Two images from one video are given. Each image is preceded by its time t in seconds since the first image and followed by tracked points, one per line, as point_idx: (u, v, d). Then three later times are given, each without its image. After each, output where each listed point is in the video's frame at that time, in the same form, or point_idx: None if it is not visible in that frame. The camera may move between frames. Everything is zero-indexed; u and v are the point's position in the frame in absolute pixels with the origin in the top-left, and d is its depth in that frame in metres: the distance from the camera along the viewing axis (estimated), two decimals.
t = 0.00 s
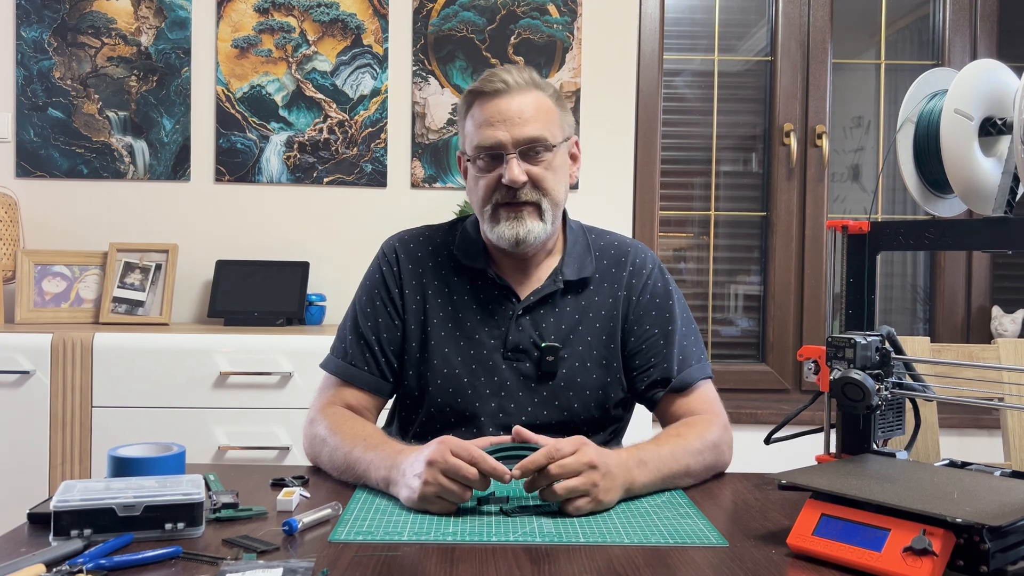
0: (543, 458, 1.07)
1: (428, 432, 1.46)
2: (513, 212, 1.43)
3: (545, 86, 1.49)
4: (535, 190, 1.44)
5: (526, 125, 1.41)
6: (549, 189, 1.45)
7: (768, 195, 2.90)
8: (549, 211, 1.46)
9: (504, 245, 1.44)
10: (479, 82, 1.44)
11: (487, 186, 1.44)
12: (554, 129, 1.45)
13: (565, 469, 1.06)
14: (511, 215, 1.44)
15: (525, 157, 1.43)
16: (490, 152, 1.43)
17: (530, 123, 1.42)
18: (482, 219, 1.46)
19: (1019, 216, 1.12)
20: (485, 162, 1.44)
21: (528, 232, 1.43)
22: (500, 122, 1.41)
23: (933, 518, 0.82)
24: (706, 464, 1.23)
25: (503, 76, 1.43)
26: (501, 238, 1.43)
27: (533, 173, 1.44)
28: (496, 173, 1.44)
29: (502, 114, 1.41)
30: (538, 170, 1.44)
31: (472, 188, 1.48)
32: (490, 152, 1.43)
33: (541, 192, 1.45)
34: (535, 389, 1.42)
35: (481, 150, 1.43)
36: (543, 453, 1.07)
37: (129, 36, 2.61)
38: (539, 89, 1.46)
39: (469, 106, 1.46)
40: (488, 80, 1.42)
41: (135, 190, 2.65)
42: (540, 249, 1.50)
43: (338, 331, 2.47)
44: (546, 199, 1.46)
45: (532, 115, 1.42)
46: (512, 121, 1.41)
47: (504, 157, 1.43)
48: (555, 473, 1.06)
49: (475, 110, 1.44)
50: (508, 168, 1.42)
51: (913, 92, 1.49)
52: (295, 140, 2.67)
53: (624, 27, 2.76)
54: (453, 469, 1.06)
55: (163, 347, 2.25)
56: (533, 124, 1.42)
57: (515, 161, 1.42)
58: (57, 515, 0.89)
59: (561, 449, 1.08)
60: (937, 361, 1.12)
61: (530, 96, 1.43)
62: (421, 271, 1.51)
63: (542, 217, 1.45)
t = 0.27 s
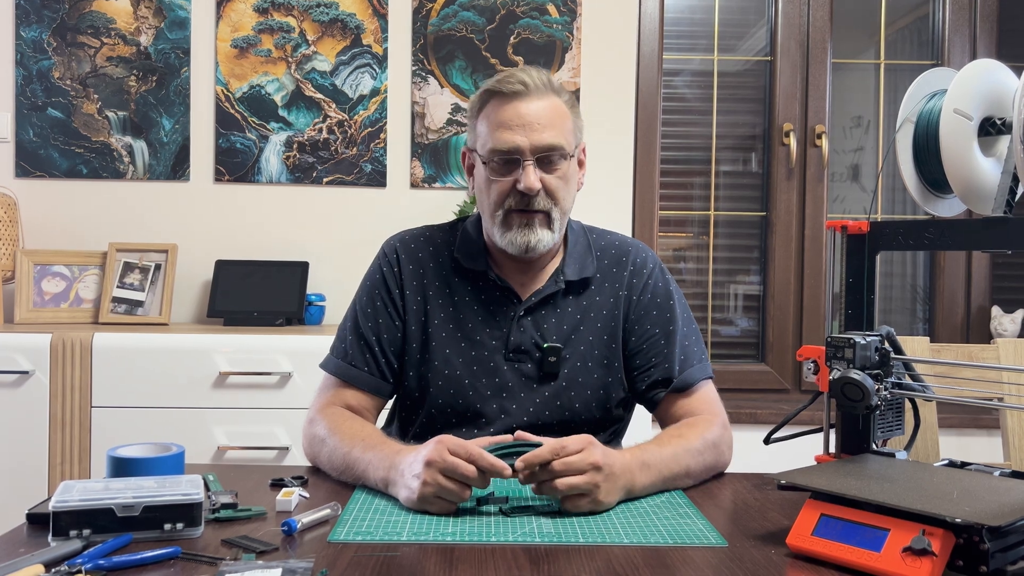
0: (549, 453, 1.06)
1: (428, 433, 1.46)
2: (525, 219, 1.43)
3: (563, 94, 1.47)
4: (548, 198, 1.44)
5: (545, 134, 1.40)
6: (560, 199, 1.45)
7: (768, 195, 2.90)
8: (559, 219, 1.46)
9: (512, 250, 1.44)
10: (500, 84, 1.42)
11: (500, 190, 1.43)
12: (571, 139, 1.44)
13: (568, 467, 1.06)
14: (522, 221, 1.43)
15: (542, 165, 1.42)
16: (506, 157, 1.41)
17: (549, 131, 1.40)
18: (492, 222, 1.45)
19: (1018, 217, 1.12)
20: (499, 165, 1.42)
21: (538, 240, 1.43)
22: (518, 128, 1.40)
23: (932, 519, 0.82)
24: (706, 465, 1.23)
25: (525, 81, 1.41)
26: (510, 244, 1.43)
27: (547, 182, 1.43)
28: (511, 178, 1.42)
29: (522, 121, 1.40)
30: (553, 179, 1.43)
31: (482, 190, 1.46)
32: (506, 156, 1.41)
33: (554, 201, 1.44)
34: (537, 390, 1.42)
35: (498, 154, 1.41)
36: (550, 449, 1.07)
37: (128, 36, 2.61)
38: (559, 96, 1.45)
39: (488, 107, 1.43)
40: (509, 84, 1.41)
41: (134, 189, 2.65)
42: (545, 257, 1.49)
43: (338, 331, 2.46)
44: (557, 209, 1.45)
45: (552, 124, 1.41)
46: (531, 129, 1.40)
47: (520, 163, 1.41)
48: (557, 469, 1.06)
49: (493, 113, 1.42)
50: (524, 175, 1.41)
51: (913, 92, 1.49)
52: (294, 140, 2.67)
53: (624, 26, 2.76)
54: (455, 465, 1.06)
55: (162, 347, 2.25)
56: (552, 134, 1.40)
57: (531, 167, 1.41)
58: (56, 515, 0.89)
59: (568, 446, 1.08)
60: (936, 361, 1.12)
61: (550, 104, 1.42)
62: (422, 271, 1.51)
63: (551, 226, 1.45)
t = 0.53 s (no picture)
0: (571, 461, 1.03)
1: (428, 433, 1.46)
2: (523, 238, 1.42)
3: (568, 107, 1.43)
4: (548, 218, 1.42)
5: (546, 156, 1.38)
6: (560, 218, 1.43)
7: (767, 195, 2.90)
8: (559, 235, 1.45)
9: (510, 264, 1.45)
10: (503, 100, 1.38)
11: (499, 207, 1.42)
12: (573, 157, 1.42)
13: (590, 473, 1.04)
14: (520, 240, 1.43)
15: (542, 186, 1.40)
16: (506, 177, 1.40)
17: (550, 153, 1.38)
18: (490, 236, 1.45)
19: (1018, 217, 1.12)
20: (500, 183, 1.40)
21: (535, 258, 1.43)
22: (520, 148, 1.37)
23: (931, 519, 0.82)
24: (707, 467, 1.23)
25: (528, 98, 1.37)
26: (508, 260, 1.44)
27: (547, 203, 1.41)
28: (511, 198, 1.41)
29: (523, 143, 1.37)
30: (554, 200, 1.41)
31: (482, 202, 1.45)
32: (506, 176, 1.39)
33: (554, 220, 1.43)
34: (538, 390, 1.43)
35: (498, 174, 1.39)
36: (571, 456, 1.04)
37: (128, 36, 2.61)
38: (563, 112, 1.41)
39: (490, 122, 1.40)
40: (512, 100, 1.37)
41: (134, 190, 2.65)
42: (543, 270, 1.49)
43: (337, 330, 2.46)
44: (557, 228, 1.44)
45: (553, 146, 1.38)
46: (532, 151, 1.37)
47: (519, 183, 1.40)
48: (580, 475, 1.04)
49: (495, 130, 1.39)
50: (524, 197, 1.40)
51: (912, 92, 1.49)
52: (293, 140, 2.67)
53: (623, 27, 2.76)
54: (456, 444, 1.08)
55: (161, 347, 2.25)
56: (553, 156, 1.38)
57: (531, 189, 1.39)
58: (55, 515, 0.89)
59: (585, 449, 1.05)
60: (935, 361, 1.12)
61: (553, 123, 1.39)
62: (422, 273, 1.51)
63: (550, 244, 1.44)
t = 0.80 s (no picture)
0: (588, 464, 1.03)
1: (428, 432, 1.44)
2: (531, 229, 1.42)
3: (592, 107, 1.46)
4: (560, 213, 1.43)
5: (565, 151, 1.40)
6: (571, 214, 1.44)
7: (767, 194, 2.90)
8: (568, 231, 1.46)
9: (515, 253, 1.45)
10: (530, 91, 1.40)
11: (513, 195, 1.43)
12: (591, 156, 1.44)
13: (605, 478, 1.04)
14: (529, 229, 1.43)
15: (558, 181, 1.42)
16: (523, 167, 1.41)
17: (569, 148, 1.40)
18: (499, 223, 1.45)
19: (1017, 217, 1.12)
20: (517, 172, 1.42)
21: (541, 250, 1.43)
22: (540, 138, 1.39)
23: (931, 519, 0.82)
24: (706, 468, 1.23)
25: (556, 92, 1.40)
26: (514, 249, 1.44)
27: (560, 197, 1.42)
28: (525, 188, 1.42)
29: (544, 134, 1.39)
30: (567, 195, 1.43)
31: (495, 189, 1.46)
32: (524, 165, 1.41)
33: (564, 215, 1.44)
34: (541, 389, 1.43)
35: (516, 162, 1.41)
36: (590, 460, 1.04)
37: (127, 36, 2.61)
38: (586, 111, 1.43)
39: (514, 112, 1.42)
40: (539, 92, 1.39)
41: (133, 189, 2.64)
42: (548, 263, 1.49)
43: (337, 330, 2.47)
44: (566, 223, 1.45)
45: (574, 141, 1.40)
46: (552, 144, 1.39)
47: (536, 175, 1.41)
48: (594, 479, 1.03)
49: (519, 119, 1.41)
50: (538, 187, 1.41)
51: (912, 92, 1.49)
52: (293, 140, 2.67)
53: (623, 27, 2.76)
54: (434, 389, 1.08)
55: (161, 347, 2.25)
56: (572, 151, 1.40)
57: (546, 182, 1.41)
58: (54, 515, 0.89)
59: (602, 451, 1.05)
60: (935, 361, 1.12)
61: (576, 120, 1.41)
62: (427, 273, 1.51)
63: (557, 239, 1.45)
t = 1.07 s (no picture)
0: (580, 461, 1.04)
1: (429, 428, 1.43)
2: (535, 216, 1.42)
3: (591, 100, 1.48)
4: (562, 200, 1.43)
5: (565, 136, 1.41)
6: (574, 202, 1.44)
7: (766, 194, 2.90)
8: (571, 220, 1.45)
9: (518, 245, 1.43)
10: (529, 82, 1.43)
11: (514, 183, 1.43)
12: (591, 145, 1.45)
13: (599, 475, 1.03)
14: (532, 217, 1.42)
15: (559, 167, 1.42)
16: (524, 155, 1.42)
17: (569, 133, 1.41)
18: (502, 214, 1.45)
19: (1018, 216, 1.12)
20: (517, 160, 1.43)
21: (545, 236, 1.42)
22: (539, 125, 1.40)
23: (931, 518, 0.82)
24: (706, 468, 1.23)
25: (554, 82, 1.42)
26: (517, 240, 1.42)
27: (561, 183, 1.42)
28: (527, 175, 1.42)
29: (544, 122, 1.40)
30: (569, 181, 1.43)
31: (497, 180, 1.47)
32: (524, 153, 1.42)
33: (567, 203, 1.43)
34: (541, 388, 1.43)
35: (516, 151, 1.42)
36: (582, 458, 1.04)
37: (127, 35, 2.61)
38: (585, 102, 1.46)
39: (513, 104, 1.44)
40: (536, 82, 1.42)
41: (133, 189, 2.64)
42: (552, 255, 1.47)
43: (336, 330, 2.47)
44: (569, 210, 1.44)
45: (573, 127, 1.41)
46: (551, 131, 1.41)
47: (536, 162, 1.42)
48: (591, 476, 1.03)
49: (517, 109, 1.43)
50: (540, 173, 1.41)
51: (912, 92, 1.49)
52: (293, 139, 2.67)
53: (623, 27, 2.76)
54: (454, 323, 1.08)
55: (161, 347, 2.25)
56: (572, 138, 1.41)
57: (547, 168, 1.41)
58: (54, 515, 0.89)
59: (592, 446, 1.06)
60: (935, 361, 1.12)
61: (575, 108, 1.43)
62: (434, 270, 1.53)
63: (561, 226, 1.44)
